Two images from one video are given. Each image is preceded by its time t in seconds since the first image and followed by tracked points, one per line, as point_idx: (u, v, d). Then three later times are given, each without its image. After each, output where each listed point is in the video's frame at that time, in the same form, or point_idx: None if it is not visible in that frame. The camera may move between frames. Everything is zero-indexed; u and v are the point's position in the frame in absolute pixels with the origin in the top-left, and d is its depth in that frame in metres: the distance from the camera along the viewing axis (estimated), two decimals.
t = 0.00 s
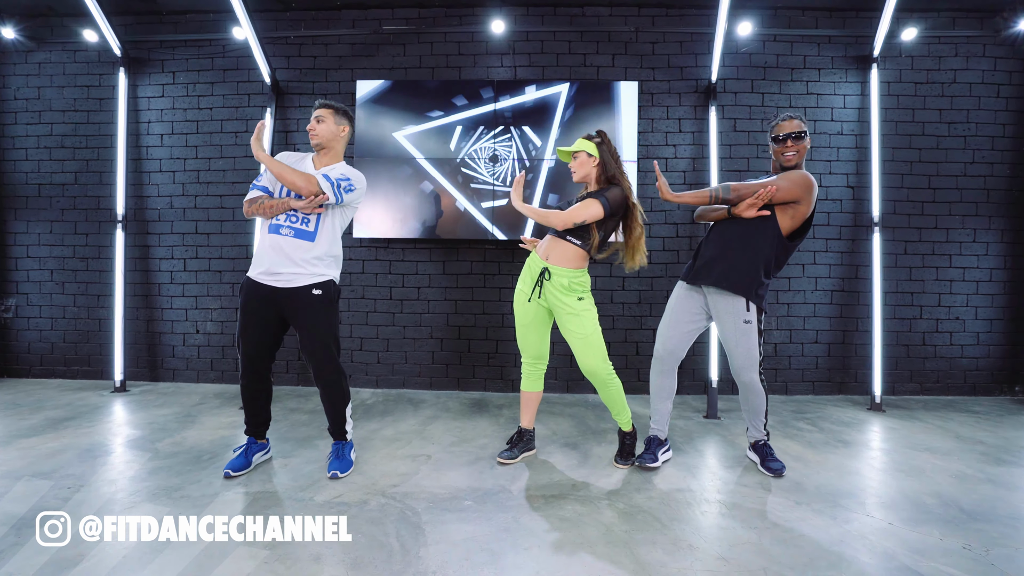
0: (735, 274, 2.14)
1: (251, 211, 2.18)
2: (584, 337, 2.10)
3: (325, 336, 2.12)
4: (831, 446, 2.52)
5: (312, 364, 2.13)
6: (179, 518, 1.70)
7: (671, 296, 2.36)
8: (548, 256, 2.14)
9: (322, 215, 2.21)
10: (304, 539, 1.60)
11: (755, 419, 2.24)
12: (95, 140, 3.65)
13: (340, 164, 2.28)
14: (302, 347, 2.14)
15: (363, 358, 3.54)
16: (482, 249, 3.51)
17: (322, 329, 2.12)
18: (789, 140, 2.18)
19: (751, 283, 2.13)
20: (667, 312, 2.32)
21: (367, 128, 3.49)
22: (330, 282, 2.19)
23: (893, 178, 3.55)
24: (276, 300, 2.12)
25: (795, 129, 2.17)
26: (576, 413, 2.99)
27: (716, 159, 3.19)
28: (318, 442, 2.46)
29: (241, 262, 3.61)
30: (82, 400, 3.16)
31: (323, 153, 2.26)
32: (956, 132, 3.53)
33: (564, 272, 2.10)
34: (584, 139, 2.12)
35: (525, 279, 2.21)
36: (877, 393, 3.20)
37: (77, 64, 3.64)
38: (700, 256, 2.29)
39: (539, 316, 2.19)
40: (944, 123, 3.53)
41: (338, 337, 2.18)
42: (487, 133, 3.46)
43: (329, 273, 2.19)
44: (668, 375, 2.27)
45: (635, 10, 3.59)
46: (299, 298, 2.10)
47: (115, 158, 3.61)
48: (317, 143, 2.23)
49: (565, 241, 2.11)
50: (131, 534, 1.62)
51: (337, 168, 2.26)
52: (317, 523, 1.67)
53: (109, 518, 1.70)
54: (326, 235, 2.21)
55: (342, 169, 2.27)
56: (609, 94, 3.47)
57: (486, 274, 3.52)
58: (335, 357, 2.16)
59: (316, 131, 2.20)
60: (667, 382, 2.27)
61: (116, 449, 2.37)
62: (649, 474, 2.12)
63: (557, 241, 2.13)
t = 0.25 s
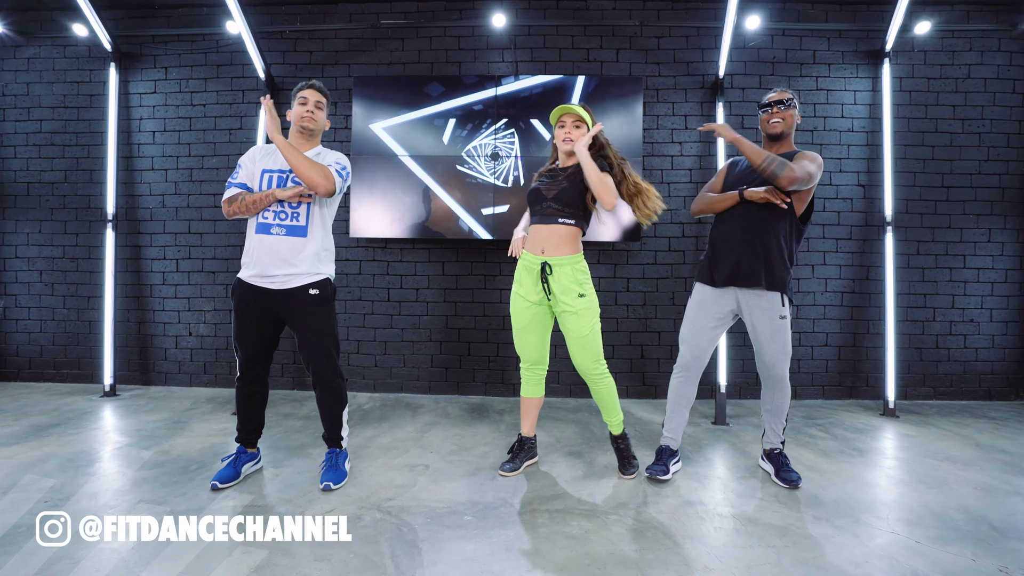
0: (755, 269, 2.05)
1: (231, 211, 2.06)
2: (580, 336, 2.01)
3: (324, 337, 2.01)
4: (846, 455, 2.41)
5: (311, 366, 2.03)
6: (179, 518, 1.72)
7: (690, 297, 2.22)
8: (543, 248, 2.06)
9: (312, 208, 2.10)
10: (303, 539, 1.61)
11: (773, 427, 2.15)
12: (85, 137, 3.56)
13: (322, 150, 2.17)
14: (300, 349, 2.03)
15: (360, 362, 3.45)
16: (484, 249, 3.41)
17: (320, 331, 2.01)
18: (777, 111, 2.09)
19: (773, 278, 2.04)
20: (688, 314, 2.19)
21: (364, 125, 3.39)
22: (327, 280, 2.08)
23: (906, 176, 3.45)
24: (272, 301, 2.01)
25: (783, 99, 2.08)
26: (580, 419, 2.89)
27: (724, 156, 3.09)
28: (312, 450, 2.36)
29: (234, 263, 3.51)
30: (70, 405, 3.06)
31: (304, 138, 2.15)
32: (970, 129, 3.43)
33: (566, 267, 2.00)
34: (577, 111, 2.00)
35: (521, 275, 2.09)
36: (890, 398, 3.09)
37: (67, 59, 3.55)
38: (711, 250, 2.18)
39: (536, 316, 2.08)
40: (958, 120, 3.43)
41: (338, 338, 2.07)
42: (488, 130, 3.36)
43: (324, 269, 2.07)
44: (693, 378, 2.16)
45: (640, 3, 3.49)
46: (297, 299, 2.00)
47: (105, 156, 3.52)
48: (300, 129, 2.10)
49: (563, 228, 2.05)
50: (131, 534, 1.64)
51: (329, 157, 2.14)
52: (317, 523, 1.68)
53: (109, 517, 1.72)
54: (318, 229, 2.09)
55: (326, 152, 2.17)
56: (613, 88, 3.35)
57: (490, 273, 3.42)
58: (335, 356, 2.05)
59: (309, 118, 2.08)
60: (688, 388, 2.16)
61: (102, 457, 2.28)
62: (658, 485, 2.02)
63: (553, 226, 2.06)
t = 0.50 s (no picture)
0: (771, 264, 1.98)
1: (210, 222, 1.90)
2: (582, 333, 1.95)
3: (313, 340, 1.92)
4: (861, 461, 2.32)
5: (299, 369, 1.93)
6: (179, 518, 1.71)
7: (700, 298, 2.11)
8: (544, 247, 1.94)
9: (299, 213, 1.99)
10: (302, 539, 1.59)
11: (787, 430, 2.07)
12: (75, 133, 3.47)
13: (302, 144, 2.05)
14: (286, 353, 1.93)
15: (357, 364, 3.35)
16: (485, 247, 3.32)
17: (310, 332, 1.92)
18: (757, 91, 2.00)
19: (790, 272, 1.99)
20: (700, 316, 2.09)
21: (362, 119, 3.30)
22: (318, 280, 2.00)
23: (918, 173, 3.35)
24: (259, 302, 1.91)
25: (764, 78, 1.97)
26: (583, 424, 2.80)
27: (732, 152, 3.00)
28: (306, 457, 2.27)
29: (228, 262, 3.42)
30: (58, 408, 2.97)
31: (279, 134, 2.02)
32: (985, 124, 3.33)
33: (572, 264, 1.92)
34: (562, 102, 1.89)
35: (521, 274, 1.95)
36: (904, 401, 3.00)
37: (57, 53, 3.46)
38: (721, 246, 2.08)
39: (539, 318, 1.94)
40: (972, 115, 3.33)
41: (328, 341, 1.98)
42: (488, 125, 3.27)
43: (315, 270, 2.00)
44: (707, 381, 2.07)
45: None
46: (286, 299, 1.91)
47: (96, 152, 3.43)
48: (275, 123, 1.98)
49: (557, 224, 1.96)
50: (130, 535, 1.62)
51: (319, 160, 2.03)
52: (316, 523, 1.66)
53: (109, 518, 1.70)
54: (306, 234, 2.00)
55: (308, 152, 2.04)
56: (617, 81, 3.25)
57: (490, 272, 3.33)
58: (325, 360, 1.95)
59: (281, 110, 1.97)
60: (700, 393, 2.07)
61: (87, 464, 2.19)
62: (668, 495, 1.92)
63: (547, 223, 1.95)
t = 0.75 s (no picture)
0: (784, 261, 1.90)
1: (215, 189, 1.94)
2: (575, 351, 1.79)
3: (310, 344, 1.81)
4: (875, 468, 2.24)
5: (297, 374, 1.83)
6: (179, 519, 1.72)
7: (706, 299, 2.05)
8: (551, 252, 1.81)
9: (297, 198, 1.89)
10: (303, 540, 1.59)
11: (800, 437, 1.98)
12: (66, 130, 3.39)
13: (308, 130, 1.96)
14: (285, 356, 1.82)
15: (354, 366, 3.28)
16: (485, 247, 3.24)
17: (308, 337, 1.81)
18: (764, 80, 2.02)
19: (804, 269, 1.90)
20: (705, 318, 2.03)
21: (359, 116, 3.22)
22: (316, 277, 1.87)
23: (930, 171, 3.27)
24: (256, 302, 1.81)
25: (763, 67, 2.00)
26: (587, 428, 2.72)
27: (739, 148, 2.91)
28: (300, 464, 2.19)
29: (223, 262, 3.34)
30: (47, 412, 2.89)
31: (285, 119, 1.94)
32: (998, 121, 3.25)
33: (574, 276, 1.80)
34: (557, 101, 1.77)
35: (517, 277, 1.81)
36: (916, 404, 2.91)
37: (47, 48, 3.38)
38: (731, 243, 2.00)
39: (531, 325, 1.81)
40: (985, 111, 3.25)
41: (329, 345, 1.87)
42: (489, 121, 3.19)
43: (312, 267, 1.88)
44: (712, 387, 1.99)
45: None
46: (282, 300, 1.80)
47: (87, 150, 3.35)
48: (276, 109, 1.90)
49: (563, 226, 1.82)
50: (131, 535, 1.63)
51: (323, 145, 1.92)
52: (317, 523, 1.66)
53: (110, 517, 1.72)
54: (305, 220, 1.89)
55: (314, 137, 1.94)
56: (621, 78, 3.17)
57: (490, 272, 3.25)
58: (325, 365, 1.85)
59: (283, 95, 1.88)
60: (707, 398, 1.99)
61: (74, 471, 2.11)
62: (676, 506, 1.84)
63: (553, 227, 1.82)
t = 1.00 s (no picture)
0: (794, 265, 1.84)
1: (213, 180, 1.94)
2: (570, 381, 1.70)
3: (291, 357, 1.74)
4: (881, 477, 2.17)
5: (278, 387, 1.75)
6: (178, 520, 1.70)
7: (708, 302, 1.99)
8: (537, 290, 1.75)
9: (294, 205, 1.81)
10: (303, 539, 1.61)
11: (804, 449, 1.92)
12: (57, 131, 3.34)
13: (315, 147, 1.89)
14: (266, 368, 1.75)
15: (349, 370, 3.22)
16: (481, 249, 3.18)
17: (289, 348, 1.74)
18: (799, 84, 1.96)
19: (812, 276, 1.84)
20: (707, 322, 1.97)
21: (354, 115, 3.16)
22: (301, 290, 1.79)
23: (935, 171, 3.20)
24: (239, 309, 1.74)
25: (800, 72, 1.92)
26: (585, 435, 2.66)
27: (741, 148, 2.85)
28: (290, 473, 2.13)
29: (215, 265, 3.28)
30: (35, 418, 2.83)
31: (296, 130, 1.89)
32: (1005, 119, 3.19)
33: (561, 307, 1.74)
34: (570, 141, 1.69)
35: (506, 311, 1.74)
36: (922, 410, 2.85)
37: (37, 47, 3.33)
38: (740, 244, 1.94)
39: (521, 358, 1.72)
40: (991, 110, 3.19)
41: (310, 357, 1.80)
42: (486, 121, 3.13)
43: (299, 277, 1.80)
44: (714, 395, 1.92)
45: None
46: (264, 309, 1.73)
47: (77, 151, 3.30)
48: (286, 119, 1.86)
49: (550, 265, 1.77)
50: (131, 535, 1.64)
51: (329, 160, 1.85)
52: (316, 522, 1.68)
53: (109, 517, 1.73)
54: (300, 232, 1.82)
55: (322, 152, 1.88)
56: (620, 77, 3.12)
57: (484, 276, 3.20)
58: (306, 379, 1.78)
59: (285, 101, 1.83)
60: (708, 405, 1.93)
61: (58, 479, 2.05)
62: (677, 518, 1.78)
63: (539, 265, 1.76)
